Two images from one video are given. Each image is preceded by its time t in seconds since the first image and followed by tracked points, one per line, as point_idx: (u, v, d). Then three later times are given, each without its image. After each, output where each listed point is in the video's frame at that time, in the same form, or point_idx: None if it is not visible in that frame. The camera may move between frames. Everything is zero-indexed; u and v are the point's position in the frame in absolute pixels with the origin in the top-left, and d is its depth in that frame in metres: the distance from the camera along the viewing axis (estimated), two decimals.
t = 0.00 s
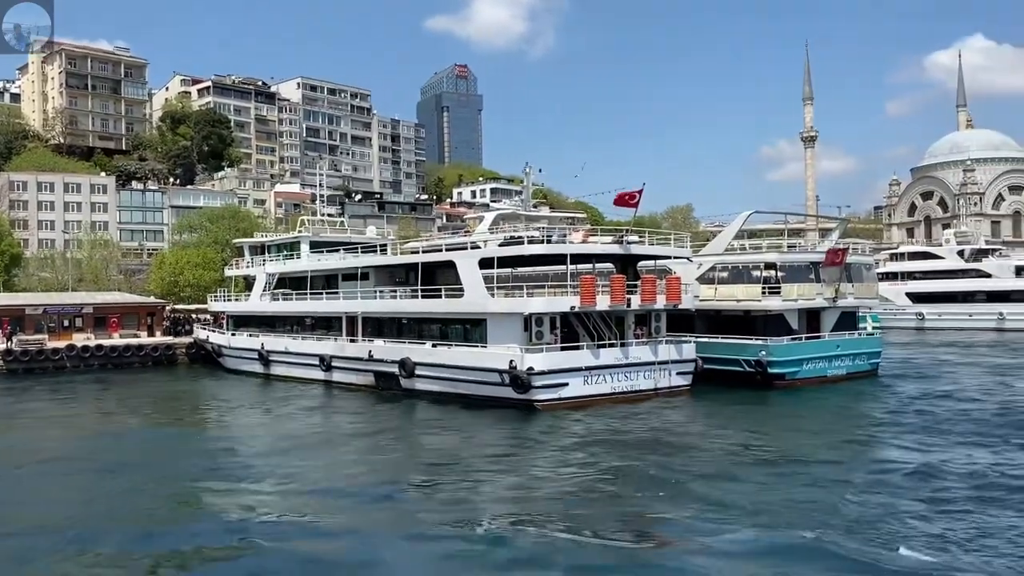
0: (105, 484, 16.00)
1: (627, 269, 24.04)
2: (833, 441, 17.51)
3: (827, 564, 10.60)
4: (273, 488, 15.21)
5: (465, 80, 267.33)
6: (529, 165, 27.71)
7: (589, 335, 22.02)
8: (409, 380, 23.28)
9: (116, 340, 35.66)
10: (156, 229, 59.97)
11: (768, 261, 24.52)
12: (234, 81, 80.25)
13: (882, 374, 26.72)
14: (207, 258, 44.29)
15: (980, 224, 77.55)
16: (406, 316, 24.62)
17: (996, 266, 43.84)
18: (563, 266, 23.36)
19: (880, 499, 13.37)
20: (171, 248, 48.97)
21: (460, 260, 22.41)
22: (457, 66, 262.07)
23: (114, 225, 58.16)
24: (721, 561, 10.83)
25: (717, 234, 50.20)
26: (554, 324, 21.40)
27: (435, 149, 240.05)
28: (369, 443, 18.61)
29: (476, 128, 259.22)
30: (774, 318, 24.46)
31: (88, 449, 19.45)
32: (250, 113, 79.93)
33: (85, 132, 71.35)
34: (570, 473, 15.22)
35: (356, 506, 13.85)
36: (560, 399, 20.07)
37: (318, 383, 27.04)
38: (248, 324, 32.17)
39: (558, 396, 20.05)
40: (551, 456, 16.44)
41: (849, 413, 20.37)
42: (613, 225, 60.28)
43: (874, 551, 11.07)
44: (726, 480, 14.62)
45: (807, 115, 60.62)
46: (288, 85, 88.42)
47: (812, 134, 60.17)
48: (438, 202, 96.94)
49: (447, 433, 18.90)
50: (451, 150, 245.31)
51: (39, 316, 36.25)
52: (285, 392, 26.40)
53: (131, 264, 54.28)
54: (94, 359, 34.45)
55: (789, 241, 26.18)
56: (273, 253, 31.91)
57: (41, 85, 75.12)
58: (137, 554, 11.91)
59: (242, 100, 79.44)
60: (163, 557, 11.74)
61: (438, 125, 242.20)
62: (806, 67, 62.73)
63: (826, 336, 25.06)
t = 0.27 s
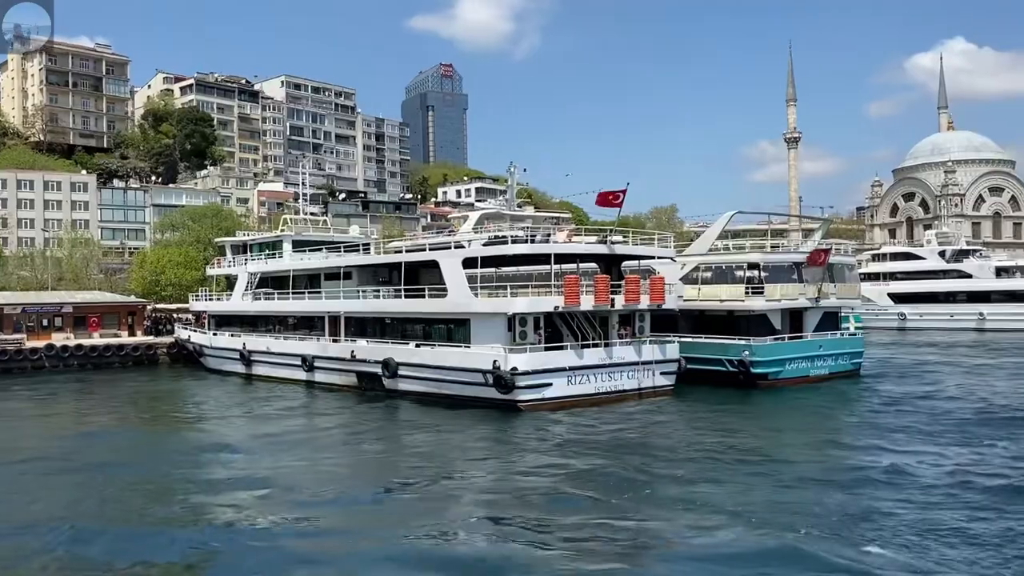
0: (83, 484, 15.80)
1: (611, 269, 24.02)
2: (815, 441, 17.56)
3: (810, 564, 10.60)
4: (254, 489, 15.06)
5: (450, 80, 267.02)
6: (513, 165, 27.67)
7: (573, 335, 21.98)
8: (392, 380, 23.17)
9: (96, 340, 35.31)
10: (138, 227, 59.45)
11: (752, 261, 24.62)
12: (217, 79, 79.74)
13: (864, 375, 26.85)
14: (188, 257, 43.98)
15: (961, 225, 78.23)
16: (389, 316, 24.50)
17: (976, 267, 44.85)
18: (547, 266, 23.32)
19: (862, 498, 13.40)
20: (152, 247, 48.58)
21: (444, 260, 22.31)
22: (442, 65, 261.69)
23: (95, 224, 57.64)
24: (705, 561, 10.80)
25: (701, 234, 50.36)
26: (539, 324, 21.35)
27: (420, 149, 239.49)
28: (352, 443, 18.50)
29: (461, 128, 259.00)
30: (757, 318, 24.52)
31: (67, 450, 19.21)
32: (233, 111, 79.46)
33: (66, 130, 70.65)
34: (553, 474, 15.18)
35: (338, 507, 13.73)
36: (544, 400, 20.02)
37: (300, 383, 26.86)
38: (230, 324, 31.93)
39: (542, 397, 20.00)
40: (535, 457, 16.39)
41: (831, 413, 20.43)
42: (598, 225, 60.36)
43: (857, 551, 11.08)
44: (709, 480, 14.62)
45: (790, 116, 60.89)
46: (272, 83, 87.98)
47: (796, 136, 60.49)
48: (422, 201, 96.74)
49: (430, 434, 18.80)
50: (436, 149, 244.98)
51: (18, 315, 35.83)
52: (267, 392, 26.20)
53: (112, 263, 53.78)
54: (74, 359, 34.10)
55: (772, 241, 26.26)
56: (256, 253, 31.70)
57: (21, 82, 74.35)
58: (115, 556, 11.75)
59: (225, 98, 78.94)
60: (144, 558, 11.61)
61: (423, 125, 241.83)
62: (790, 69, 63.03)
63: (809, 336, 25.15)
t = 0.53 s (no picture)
0: (60, 485, 15.58)
1: (594, 268, 23.98)
2: (796, 441, 17.60)
3: (792, 564, 10.60)
4: (233, 490, 14.90)
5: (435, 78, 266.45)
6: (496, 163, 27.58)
7: (556, 334, 21.93)
8: (374, 380, 23.02)
9: (74, 339, 34.90)
10: (118, 225, 58.85)
11: (734, 261, 24.73)
12: (199, 76, 79.14)
13: (845, 374, 26.95)
14: (168, 255, 43.59)
15: (941, 226, 78.87)
16: (371, 315, 24.35)
17: (956, 267, 45.28)
18: (530, 265, 23.26)
19: (843, 498, 13.43)
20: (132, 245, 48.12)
21: (426, 259, 22.18)
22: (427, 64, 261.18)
23: (74, 222, 57.00)
24: (687, 562, 10.79)
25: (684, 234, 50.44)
26: (521, 323, 21.27)
27: (405, 147, 238.79)
28: (333, 443, 18.35)
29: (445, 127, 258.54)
30: (739, 317, 24.57)
31: (43, 450, 18.94)
32: (215, 108, 78.90)
33: (45, 126, 69.85)
34: (535, 474, 15.11)
35: (318, 507, 13.60)
36: (527, 399, 19.95)
37: (281, 383, 26.66)
38: (210, 323, 31.65)
39: (525, 396, 19.93)
40: (517, 457, 16.31)
41: (812, 412, 20.49)
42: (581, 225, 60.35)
43: (839, 550, 11.09)
44: (691, 480, 14.59)
45: (773, 116, 61.15)
46: (254, 81, 87.43)
47: (778, 136, 60.74)
48: (406, 200, 96.45)
49: (412, 434, 18.69)
50: (420, 148, 244.42)
51: None
52: (248, 392, 25.99)
53: (92, 262, 53.19)
54: (51, 358, 33.69)
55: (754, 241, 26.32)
56: (236, 251, 31.44)
57: None
58: (91, 557, 11.58)
59: (207, 95, 78.34)
60: (121, 559, 11.47)
61: (407, 124, 241.21)
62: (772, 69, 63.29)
63: (791, 336, 25.23)
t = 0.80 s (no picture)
0: (35, 485, 15.36)
1: (577, 267, 23.95)
2: (777, 439, 17.65)
3: (774, 564, 10.60)
4: (212, 489, 14.75)
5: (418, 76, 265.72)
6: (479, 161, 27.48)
7: (538, 333, 21.88)
8: (355, 379, 22.88)
9: (51, 337, 34.46)
10: (97, 222, 58.21)
11: (716, 259, 24.93)
12: (180, 72, 78.45)
13: (825, 373, 27.07)
14: (147, 253, 43.17)
15: (921, 226, 79.53)
16: (352, 313, 24.21)
17: (936, 267, 46.08)
18: (513, 263, 23.21)
19: (824, 497, 13.47)
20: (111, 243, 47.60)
21: (408, 257, 22.07)
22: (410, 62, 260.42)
23: (51, 219, 56.31)
24: (669, 561, 10.76)
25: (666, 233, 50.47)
26: (503, 321, 21.20)
27: (388, 145, 238.00)
28: (313, 442, 18.22)
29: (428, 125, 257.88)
30: (721, 316, 24.63)
31: (17, 449, 18.68)
32: (196, 105, 78.25)
33: (22, 122, 68.97)
34: (517, 473, 15.07)
35: (298, 507, 13.47)
36: (509, 398, 19.89)
37: (261, 382, 26.45)
38: (189, 321, 31.36)
39: (507, 395, 19.86)
40: (499, 456, 16.25)
41: (793, 411, 20.56)
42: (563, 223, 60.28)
43: (821, 549, 11.11)
44: (674, 479, 14.58)
45: (755, 116, 61.38)
46: (236, 77, 86.80)
47: (760, 136, 61.00)
48: (388, 198, 96.11)
49: (393, 433, 18.58)
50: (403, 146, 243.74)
51: None
52: (228, 391, 25.76)
53: (70, 259, 52.55)
54: (28, 357, 33.26)
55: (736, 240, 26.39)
56: (216, 249, 31.16)
57: None
58: (67, 557, 11.42)
59: (188, 92, 77.66)
60: (98, 559, 11.31)
61: (389, 122, 240.48)
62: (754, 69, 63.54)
63: (772, 335, 25.33)
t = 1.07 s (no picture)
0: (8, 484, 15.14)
1: (559, 264, 23.91)
2: (758, 437, 17.70)
3: (754, 562, 10.61)
4: (189, 488, 14.61)
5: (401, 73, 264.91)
6: (461, 159, 27.37)
7: (520, 330, 21.83)
8: (335, 377, 22.74)
9: (28, 335, 34.05)
10: (75, 218, 57.58)
11: (698, 257, 24.97)
12: (159, 67, 77.75)
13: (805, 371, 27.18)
14: (126, 249, 42.73)
15: (901, 224, 80.14)
16: (333, 311, 24.05)
17: (915, 265, 46.38)
18: (495, 261, 23.14)
19: (804, 495, 13.51)
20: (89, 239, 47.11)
21: (389, 254, 21.94)
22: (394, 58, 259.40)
23: (29, 214, 55.66)
24: (649, 560, 10.74)
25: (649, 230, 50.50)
26: (485, 319, 21.13)
27: (371, 142, 237.06)
28: (293, 440, 18.09)
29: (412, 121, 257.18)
30: (702, 314, 24.68)
31: None
32: (176, 100, 77.59)
33: None
34: (497, 471, 15.02)
35: (277, 505, 13.37)
36: (490, 396, 19.83)
37: (240, 380, 26.24)
38: (168, 318, 31.06)
39: (488, 393, 19.80)
40: (480, 455, 16.19)
41: (773, 409, 20.62)
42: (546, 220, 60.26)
43: (800, 547, 11.14)
44: (655, 477, 14.57)
45: (737, 114, 61.60)
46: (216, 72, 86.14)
47: (742, 134, 61.24)
48: (371, 195, 95.74)
49: (373, 431, 18.48)
50: (387, 143, 242.89)
51: None
52: (207, 389, 25.53)
53: (48, 256, 51.95)
54: (4, 354, 32.85)
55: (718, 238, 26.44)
56: (195, 245, 30.87)
57: None
58: (40, 558, 11.26)
59: (168, 87, 76.99)
60: (73, 559, 11.16)
61: (372, 119, 239.61)
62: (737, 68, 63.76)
63: (753, 333, 25.41)
